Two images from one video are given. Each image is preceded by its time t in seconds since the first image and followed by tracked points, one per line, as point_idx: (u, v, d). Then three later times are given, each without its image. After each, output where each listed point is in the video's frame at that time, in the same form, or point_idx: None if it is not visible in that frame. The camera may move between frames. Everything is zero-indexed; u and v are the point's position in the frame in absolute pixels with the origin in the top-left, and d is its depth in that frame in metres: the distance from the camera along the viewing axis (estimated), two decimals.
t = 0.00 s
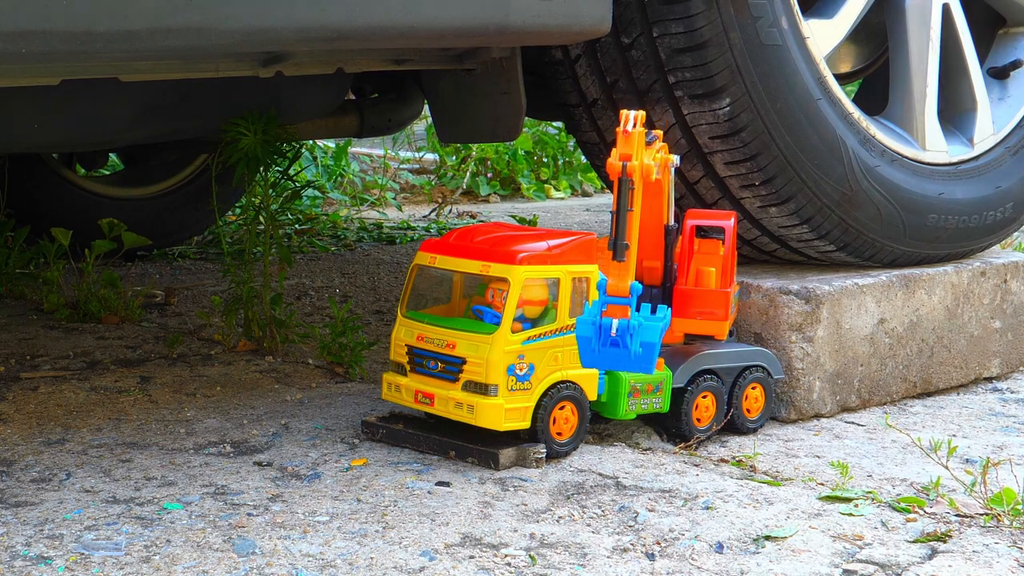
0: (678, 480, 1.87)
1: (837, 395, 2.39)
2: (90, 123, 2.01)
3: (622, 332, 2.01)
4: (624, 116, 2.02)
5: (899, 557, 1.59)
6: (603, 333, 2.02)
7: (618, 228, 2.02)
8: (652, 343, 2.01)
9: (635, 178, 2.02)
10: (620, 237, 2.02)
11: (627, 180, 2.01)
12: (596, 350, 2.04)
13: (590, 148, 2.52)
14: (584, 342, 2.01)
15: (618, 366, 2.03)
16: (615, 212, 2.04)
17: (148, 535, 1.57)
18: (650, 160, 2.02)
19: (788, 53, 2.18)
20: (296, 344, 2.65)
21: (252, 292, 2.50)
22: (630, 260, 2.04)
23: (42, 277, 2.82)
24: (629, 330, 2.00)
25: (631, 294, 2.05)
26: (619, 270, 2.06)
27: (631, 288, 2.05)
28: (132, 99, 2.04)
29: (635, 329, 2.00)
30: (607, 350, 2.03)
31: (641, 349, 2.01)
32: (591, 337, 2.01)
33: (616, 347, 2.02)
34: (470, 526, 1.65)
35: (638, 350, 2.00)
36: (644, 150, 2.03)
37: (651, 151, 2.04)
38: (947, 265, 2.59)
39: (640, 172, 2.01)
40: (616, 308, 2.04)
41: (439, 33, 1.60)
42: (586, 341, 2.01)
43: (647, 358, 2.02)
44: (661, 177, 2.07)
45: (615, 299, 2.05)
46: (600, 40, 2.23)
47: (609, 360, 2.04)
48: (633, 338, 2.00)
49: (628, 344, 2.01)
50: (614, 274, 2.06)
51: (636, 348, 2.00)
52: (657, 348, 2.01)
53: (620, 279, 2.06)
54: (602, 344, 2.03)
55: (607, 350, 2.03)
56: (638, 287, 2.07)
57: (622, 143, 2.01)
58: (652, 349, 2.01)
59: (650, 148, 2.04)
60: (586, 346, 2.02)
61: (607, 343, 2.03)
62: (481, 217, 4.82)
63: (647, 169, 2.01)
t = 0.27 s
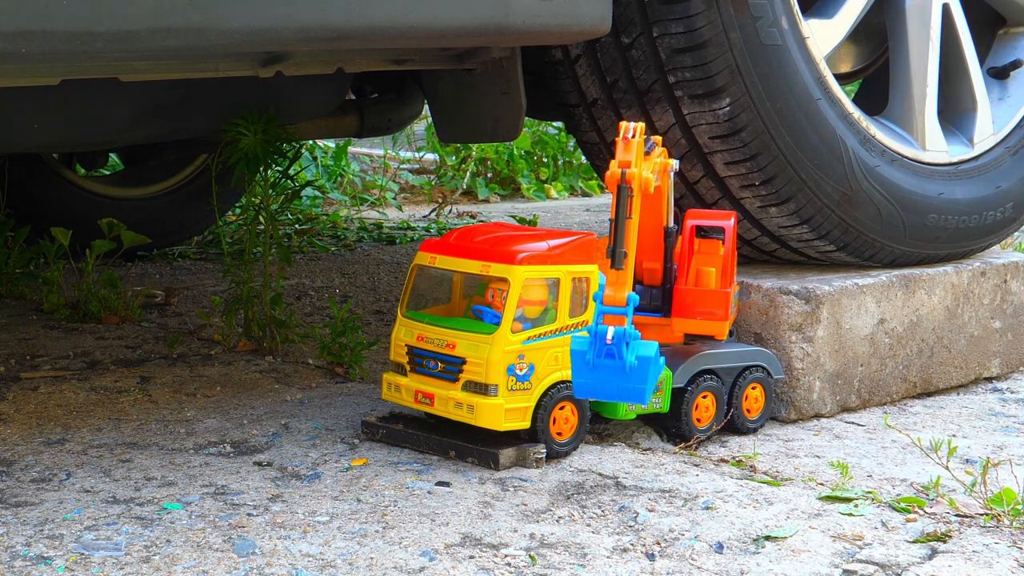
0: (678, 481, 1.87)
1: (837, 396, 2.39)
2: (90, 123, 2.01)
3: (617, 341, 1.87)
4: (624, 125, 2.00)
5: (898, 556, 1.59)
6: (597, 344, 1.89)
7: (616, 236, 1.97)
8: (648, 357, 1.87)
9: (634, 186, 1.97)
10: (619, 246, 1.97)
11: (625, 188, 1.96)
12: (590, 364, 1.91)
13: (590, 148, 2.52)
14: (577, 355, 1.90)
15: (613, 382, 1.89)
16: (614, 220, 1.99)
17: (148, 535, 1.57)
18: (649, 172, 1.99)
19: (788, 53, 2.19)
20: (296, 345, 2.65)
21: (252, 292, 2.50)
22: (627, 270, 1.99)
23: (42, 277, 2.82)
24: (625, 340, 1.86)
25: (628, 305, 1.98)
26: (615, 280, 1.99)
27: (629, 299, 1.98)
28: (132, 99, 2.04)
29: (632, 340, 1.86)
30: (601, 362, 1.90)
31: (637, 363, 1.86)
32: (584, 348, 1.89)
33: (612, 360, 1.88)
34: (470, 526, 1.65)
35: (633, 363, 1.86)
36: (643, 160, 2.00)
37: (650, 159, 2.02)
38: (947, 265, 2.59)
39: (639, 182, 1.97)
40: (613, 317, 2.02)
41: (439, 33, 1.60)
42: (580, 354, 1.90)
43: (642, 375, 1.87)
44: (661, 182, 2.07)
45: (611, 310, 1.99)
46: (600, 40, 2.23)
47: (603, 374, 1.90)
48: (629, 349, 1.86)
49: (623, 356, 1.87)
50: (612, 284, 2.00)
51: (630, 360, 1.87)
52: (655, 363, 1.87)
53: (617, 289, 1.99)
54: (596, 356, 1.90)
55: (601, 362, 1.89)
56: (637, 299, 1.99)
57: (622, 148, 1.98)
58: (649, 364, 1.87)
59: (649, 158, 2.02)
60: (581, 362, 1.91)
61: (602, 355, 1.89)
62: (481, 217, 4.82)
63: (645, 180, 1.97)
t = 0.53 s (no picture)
0: (678, 481, 1.87)
1: (837, 396, 2.39)
2: (90, 123, 2.01)
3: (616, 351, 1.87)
4: (624, 136, 1.95)
5: (898, 556, 1.59)
6: (596, 354, 1.89)
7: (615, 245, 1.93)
8: (648, 366, 1.87)
9: (632, 196, 1.93)
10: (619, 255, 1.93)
11: (625, 198, 1.92)
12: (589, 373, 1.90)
13: (590, 148, 2.52)
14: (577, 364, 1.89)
15: (612, 391, 1.89)
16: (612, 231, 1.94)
17: (148, 535, 1.57)
18: (648, 181, 1.96)
19: (788, 53, 2.19)
20: (296, 345, 2.65)
21: (251, 292, 2.50)
22: (625, 279, 1.95)
23: (42, 277, 2.83)
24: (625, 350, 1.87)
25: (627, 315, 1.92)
26: (615, 289, 1.93)
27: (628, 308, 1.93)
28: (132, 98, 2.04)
29: (630, 350, 1.87)
30: (600, 372, 1.89)
31: (636, 372, 1.87)
32: (584, 358, 1.88)
33: (612, 369, 1.88)
34: (470, 526, 1.65)
35: (632, 372, 1.86)
36: (641, 169, 1.97)
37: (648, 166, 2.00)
38: (947, 266, 2.59)
39: (638, 192, 1.94)
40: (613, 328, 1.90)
41: (439, 33, 1.60)
42: (579, 364, 1.89)
43: (641, 385, 1.87)
44: (661, 186, 2.07)
45: (610, 320, 1.92)
46: (600, 40, 2.23)
47: (603, 383, 1.89)
48: (629, 359, 1.87)
49: (623, 366, 1.87)
50: (611, 294, 1.94)
51: (630, 369, 1.87)
52: (654, 372, 1.88)
53: (616, 299, 1.93)
54: (595, 365, 1.89)
55: (600, 371, 1.89)
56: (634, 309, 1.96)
57: (621, 159, 1.93)
58: (648, 373, 1.87)
59: (647, 166, 1.99)
60: (580, 372, 1.90)
61: (601, 365, 1.88)
62: (481, 217, 4.82)
63: (643, 190, 1.94)
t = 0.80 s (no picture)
0: (678, 480, 1.87)
1: (837, 395, 2.39)
2: (90, 123, 2.01)
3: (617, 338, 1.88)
4: (624, 124, 2.00)
5: (898, 556, 1.59)
6: (597, 341, 1.90)
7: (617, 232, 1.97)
8: (648, 354, 1.87)
9: (634, 183, 1.97)
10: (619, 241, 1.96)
11: (626, 184, 1.96)
12: (589, 361, 1.91)
13: (590, 148, 2.52)
14: (577, 352, 1.91)
15: (613, 378, 1.89)
16: (615, 217, 1.99)
17: (148, 535, 1.57)
18: (649, 169, 1.99)
19: (788, 53, 2.19)
20: (296, 345, 2.65)
21: (251, 292, 2.50)
22: (627, 266, 1.97)
23: (42, 277, 2.83)
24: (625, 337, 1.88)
25: (628, 301, 1.94)
26: (615, 276, 1.97)
27: (629, 295, 1.95)
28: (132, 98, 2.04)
29: (631, 337, 1.88)
30: (601, 360, 1.90)
31: (637, 360, 1.87)
32: (584, 345, 1.90)
33: (612, 356, 1.89)
34: (470, 526, 1.65)
35: (633, 360, 1.87)
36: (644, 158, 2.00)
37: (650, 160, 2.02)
38: (947, 265, 2.59)
39: (640, 179, 1.98)
40: (612, 314, 1.94)
41: (439, 33, 1.60)
42: (579, 351, 1.91)
43: (641, 373, 1.87)
44: (661, 181, 2.07)
45: (610, 306, 1.95)
46: (600, 40, 2.23)
47: (604, 371, 1.90)
48: (629, 346, 1.87)
49: (623, 353, 1.88)
50: (612, 280, 1.98)
51: (630, 357, 1.87)
52: (654, 360, 1.88)
53: (617, 286, 1.97)
54: (596, 353, 1.90)
55: (600, 359, 1.90)
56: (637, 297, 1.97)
57: (622, 147, 1.98)
58: (649, 361, 1.87)
59: (649, 156, 2.01)
60: (581, 360, 1.92)
61: (602, 352, 1.90)
62: (481, 217, 4.82)
63: (645, 178, 1.98)
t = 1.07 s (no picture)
0: (678, 480, 1.87)
1: (837, 395, 2.39)
2: (90, 123, 2.01)
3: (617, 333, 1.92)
4: (624, 120, 2.03)
5: (898, 556, 1.59)
6: (597, 336, 1.94)
7: (615, 229, 2.01)
8: (649, 350, 1.91)
9: (634, 179, 2.00)
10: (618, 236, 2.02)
11: (627, 180, 1.99)
12: (590, 356, 1.96)
13: (590, 148, 2.52)
14: (578, 347, 1.96)
15: (613, 373, 1.94)
16: (616, 212, 2.02)
17: (148, 535, 1.57)
18: (650, 166, 2.02)
19: (788, 53, 2.19)
20: (296, 345, 2.65)
21: (251, 292, 2.50)
22: (628, 261, 2.03)
23: (41, 277, 2.83)
24: (626, 332, 1.91)
25: (628, 297, 2.01)
26: (615, 271, 2.04)
27: (629, 290, 2.02)
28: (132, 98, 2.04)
29: (632, 332, 1.91)
30: (601, 355, 1.95)
31: (637, 355, 1.91)
32: (585, 340, 1.95)
33: (613, 351, 1.93)
34: (470, 526, 1.65)
35: (633, 355, 1.91)
36: (646, 154, 2.03)
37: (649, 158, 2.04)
38: (947, 265, 2.59)
39: (641, 176, 2.01)
40: (612, 310, 2.01)
41: (439, 33, 1.60)
42: (580, 346, 1.96)
43: (642, 368, 1.91)
44: (661, 179, 2.08)
45: (610, 301, 2.02)
46: (600, 40, 2.23)
47: (604, 365, 1.95)
48: (629, 342, 1.91)
49: (624, 348, 1.92)
50: (613, 275, 2.04)
51: (630, 352, 1.91)
52: (655, 356, 1.91)
53: (617, 281, 2.04)
54: (597, 348, 1.95)
55: (601, 354, 1.94)
56: (637, 291, 2.04)
57: (623, 142, 2.01)
58: (649, 357, 1.91)
59: (649, 153, 2.04)
60: (582, 354, 1.97)
61: (602, 347, 1.94)
62: (481, 217, 4.82)
63: (645, 174, 2.01)
